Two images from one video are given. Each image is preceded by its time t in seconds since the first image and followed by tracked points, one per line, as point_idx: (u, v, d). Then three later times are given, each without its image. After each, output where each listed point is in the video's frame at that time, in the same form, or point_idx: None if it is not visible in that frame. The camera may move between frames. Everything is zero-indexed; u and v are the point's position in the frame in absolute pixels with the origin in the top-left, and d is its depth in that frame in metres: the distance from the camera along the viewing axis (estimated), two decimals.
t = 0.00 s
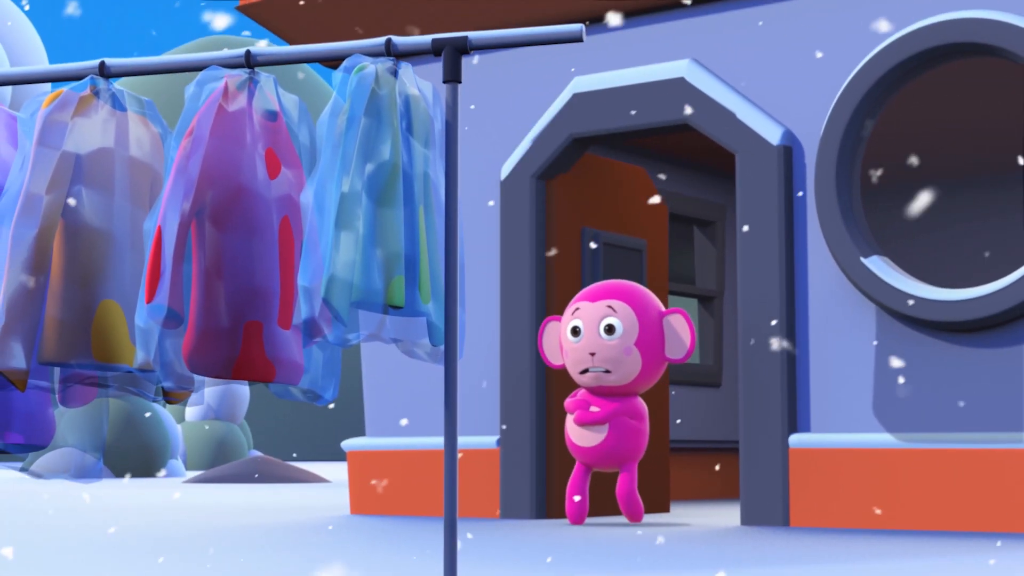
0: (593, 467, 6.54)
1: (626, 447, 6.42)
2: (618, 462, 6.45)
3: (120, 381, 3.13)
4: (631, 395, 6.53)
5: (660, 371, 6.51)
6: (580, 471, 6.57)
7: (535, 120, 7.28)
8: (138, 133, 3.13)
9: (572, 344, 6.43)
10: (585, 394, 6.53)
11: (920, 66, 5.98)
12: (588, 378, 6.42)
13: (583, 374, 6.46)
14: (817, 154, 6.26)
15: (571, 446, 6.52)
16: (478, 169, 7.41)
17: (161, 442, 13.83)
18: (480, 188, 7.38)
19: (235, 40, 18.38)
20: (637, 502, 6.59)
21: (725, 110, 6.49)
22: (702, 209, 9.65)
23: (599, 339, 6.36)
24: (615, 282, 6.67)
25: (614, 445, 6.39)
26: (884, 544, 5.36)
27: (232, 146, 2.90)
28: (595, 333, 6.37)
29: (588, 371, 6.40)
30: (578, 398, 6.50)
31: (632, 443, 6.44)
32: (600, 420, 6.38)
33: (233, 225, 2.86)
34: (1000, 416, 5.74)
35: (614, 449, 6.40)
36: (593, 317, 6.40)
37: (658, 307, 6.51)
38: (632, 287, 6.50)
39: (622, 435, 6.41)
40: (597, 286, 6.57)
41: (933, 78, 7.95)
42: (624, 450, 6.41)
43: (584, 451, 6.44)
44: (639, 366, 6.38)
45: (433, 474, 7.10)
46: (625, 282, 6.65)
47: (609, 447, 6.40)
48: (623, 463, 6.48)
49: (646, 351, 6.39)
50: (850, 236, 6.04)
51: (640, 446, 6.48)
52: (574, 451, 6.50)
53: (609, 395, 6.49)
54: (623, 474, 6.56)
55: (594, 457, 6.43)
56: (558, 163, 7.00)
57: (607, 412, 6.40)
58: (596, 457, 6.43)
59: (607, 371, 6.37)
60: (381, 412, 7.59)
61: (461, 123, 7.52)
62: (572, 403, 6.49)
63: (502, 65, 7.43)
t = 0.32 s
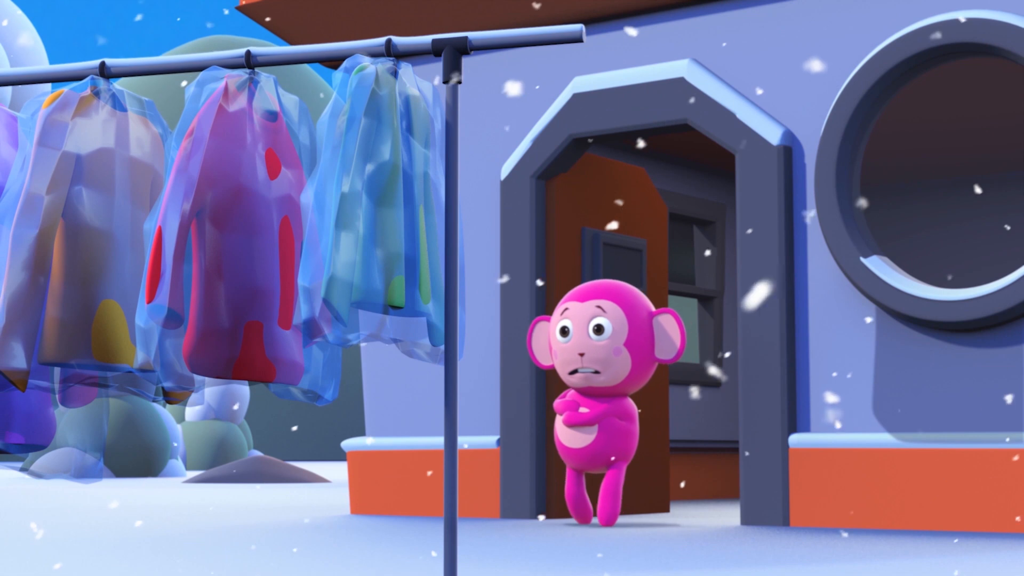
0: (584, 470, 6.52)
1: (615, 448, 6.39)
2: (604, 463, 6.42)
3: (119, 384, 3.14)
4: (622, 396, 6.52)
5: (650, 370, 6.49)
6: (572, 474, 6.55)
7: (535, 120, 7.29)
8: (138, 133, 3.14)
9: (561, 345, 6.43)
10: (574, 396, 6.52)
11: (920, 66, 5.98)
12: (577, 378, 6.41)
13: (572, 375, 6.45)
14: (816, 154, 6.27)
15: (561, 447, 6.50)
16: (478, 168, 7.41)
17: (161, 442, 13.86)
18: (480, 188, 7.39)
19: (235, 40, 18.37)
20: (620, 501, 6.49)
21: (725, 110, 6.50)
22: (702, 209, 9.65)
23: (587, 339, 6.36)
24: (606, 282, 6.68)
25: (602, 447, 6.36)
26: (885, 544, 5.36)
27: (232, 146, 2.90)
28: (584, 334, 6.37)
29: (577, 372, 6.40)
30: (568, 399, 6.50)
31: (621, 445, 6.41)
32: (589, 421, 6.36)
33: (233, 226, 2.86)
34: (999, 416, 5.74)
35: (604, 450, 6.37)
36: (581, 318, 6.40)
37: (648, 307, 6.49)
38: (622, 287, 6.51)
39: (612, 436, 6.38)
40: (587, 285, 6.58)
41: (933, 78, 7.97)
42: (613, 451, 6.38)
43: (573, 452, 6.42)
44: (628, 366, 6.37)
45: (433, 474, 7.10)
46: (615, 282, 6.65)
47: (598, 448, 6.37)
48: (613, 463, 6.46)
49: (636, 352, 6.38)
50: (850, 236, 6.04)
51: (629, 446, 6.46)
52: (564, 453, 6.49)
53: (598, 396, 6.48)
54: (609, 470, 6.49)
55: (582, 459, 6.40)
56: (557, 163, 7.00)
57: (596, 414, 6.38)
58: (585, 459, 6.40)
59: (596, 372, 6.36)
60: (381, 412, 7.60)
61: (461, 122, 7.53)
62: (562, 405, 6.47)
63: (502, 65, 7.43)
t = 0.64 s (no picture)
0: (574, 467, 6.51)
1: (606, 448, 6.38)
2: (598, 463, 6.42)
3: (118, 383, 3.14)
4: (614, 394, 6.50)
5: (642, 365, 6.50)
6: (560, 470, 6.53)
7: (535, 120, 7.29)
8: (138, 133, 3.14)
9: (552, 343, 6.43)
10: (566, 394, 6.52)
11: (919, 66, 5.98)
12: (568, 375, 6.42)
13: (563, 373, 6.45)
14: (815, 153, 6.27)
15: (551, 444, 6.51)
16: (479, 168, 7.41)
17: (162, 442, 13.86)
18: (481, 187, 7.38)
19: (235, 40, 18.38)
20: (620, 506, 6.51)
21: (724, 110, 6.50)
22: (701, 209, 9.64)
23: (577, 337, 6.35)
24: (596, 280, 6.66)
25: (593, 446, 6.36)
26: (885, 544, 5.35)
27: (232, 146, 2.90)
28: (575, 332, 6.36)
29: (568, 369, 6.40)
30: (559, 397, 6.50)
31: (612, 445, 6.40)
32: (580, 420, 6.36)
33: (233, 226, 2.86)
34: (999, 416, 5.74)
35: (594, 449, 6.37)
36: (571, 315, 6.39)
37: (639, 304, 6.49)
38: (613, 285, 6.48)
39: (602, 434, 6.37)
40: (579, 282, 6.56)
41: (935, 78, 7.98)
42: (604, 451, 6.38)
43: (564, 450, 6.42)
44: (620, 364, 6.37)
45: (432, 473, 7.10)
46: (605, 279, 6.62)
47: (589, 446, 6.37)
48: (604, 463, 6.45)
49: (627, 350, 6.36)
50: (850, 236, 6.04)
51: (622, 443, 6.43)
52: (554, 450, 6.49)
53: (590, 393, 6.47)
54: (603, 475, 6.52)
55: (573, 457, 6.41)
56: (556, 164, 7.00)
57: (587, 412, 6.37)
58: (577, 457, 6.41)
59: (586, 370, 6.35)
60: (381, 412, 7.59)
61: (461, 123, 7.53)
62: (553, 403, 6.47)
63: (502, 65, 7.43)
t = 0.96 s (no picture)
0: (571, 467, 6.50)
1: (603, 446, 6.39)
2: (594, 460, 6.42)
3: (118, 382, 3.13)
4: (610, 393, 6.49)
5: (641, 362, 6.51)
6: (557, 471, 6.52)
7: (535, 120, 7.29)
8: (138, 133, 3.14)
9: (547, 341, 6.43)
10: (562, 393, 6.51)
11: (920, 67, 5.98)
12: (564, 374, 6.41)
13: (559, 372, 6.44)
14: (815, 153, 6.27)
15: (547, 442, 6.50)
16: (479, 168, 7.41)
17: (161, 441, 13.85)
18: (482, 187, 7.38)
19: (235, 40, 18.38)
20: (609, 500, 6.56)
21: (724, 110, 6.50)
22: (701, 209, 9.64)
23: (573, 334, 6.34)
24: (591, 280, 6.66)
25: (590, 445, 6.36)
26: (885, 544, 5.35)
27: (232, 146, 2.90)
28: (571, 330, 6.36)
29: (564, 368, 6.39)
30: (556, 396, 6.48)
31: (609, 442, 6.40)
32: (576, 419, 6.35)
33: (233, 226, 2.86)
34: (999, 416, 5.74)
35: (591, 447, 6.37)
36: (567, 313, 6.38)
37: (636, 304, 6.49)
38: (609, 283, 6.49)
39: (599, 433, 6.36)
40: (575, 280, 6.57)
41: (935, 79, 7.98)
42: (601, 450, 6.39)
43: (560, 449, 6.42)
44: (617, 361, 6.35)
45: (432, 473, 7.10)
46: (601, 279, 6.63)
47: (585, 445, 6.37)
48: (601, 462, 6.46)
49: (623, 347, 6.36)
50: (850, 236, 6.04)
51: (618, 442, 6.44)
52: (551, 449, 6.49)
53: (586, 392, 6.46)
54: (597, 471, 6.51)
55: (569, 457, 6.41)
56: (556, 164, 6.99)
57: (584, 412, 6.36)
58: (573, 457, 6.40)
59: (582, 368, 6.35)
60: (380, 412, 7.59)
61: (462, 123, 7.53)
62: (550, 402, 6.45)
63: (502, 65, 7.43)
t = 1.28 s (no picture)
0: (570, 472, 6.50)
1: (603, 453, 6.38)
2: (593, 466, 6.42)
3: (117, 382, 3.13)
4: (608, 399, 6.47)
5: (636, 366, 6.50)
6: (557, 476, 6.52)
7: (535, 120, 7.29)
8: (138, 133, 3.14)
9: (541, 346, 6.43)
10: (558, 401, 6.50)
11: (920, 66, 5.97)
12: (557, 379, 6.40)
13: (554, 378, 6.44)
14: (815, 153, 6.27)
15: (547, 448, 6.50)
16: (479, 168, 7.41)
17: (161, 442, 13.86)
18: (481, 186, 7.38)
19: (235, 40, 18.37)
20: (609, 506, 6.53)
21: (724, 110, 6.50)
22: (701, 208, 9.63)
23: (566, 340, 6.34)
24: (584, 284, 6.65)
25: (590, 453, 6.35)
26: (884, 544, 5.36)
27: (232, 146, 2.90)
28: (564, 335, 6.36)
29: (558, 373, 6.38)
30: (553, 404, 6.48)
31: (609, 449, 6.39)
32: (576, 427, 6.33)
33: (233, 225, 2.86)
34: (999, 416, 5.74)
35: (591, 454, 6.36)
36: (560, 319, 6.38)
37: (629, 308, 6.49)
38: (602, 288, 6.48)
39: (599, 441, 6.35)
40: (568, 285, 6.57)
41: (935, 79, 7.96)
42: (602, 457, 6.37)
43: (560, 457, 6.41)
44: (609, 369, 6.35)
45: (432, 473, 7.10)
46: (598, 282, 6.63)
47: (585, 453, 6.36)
48: (600, 468, 6.45)
49: (617, 353, 6.36)
50: (850, 235, 6.04)
51: (617, 449, 6.43)
52: (551, 455, 6.48)
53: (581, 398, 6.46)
54: (597, 477, 6.50)
55: (570, 462, 6.40)
56: (555, 164, 6.99)
57: (583, 420, 6.35)
58: (573, 463, 6.39)
59: (577, 374, 6.34)
60: (381, 412, 7.59)
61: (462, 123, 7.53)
62: (548, 410, 6.45)
63: (502, 65, 7.43)
